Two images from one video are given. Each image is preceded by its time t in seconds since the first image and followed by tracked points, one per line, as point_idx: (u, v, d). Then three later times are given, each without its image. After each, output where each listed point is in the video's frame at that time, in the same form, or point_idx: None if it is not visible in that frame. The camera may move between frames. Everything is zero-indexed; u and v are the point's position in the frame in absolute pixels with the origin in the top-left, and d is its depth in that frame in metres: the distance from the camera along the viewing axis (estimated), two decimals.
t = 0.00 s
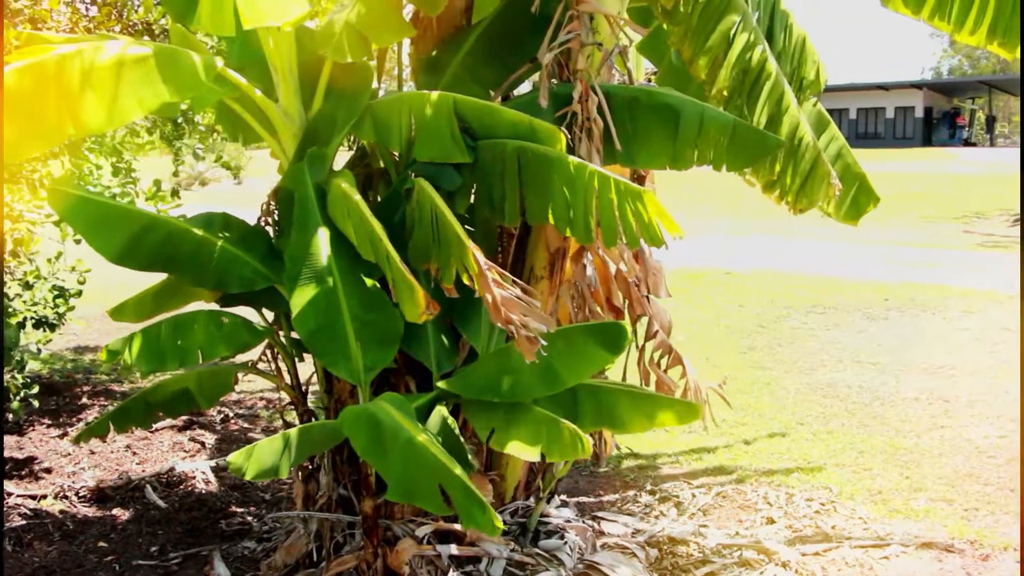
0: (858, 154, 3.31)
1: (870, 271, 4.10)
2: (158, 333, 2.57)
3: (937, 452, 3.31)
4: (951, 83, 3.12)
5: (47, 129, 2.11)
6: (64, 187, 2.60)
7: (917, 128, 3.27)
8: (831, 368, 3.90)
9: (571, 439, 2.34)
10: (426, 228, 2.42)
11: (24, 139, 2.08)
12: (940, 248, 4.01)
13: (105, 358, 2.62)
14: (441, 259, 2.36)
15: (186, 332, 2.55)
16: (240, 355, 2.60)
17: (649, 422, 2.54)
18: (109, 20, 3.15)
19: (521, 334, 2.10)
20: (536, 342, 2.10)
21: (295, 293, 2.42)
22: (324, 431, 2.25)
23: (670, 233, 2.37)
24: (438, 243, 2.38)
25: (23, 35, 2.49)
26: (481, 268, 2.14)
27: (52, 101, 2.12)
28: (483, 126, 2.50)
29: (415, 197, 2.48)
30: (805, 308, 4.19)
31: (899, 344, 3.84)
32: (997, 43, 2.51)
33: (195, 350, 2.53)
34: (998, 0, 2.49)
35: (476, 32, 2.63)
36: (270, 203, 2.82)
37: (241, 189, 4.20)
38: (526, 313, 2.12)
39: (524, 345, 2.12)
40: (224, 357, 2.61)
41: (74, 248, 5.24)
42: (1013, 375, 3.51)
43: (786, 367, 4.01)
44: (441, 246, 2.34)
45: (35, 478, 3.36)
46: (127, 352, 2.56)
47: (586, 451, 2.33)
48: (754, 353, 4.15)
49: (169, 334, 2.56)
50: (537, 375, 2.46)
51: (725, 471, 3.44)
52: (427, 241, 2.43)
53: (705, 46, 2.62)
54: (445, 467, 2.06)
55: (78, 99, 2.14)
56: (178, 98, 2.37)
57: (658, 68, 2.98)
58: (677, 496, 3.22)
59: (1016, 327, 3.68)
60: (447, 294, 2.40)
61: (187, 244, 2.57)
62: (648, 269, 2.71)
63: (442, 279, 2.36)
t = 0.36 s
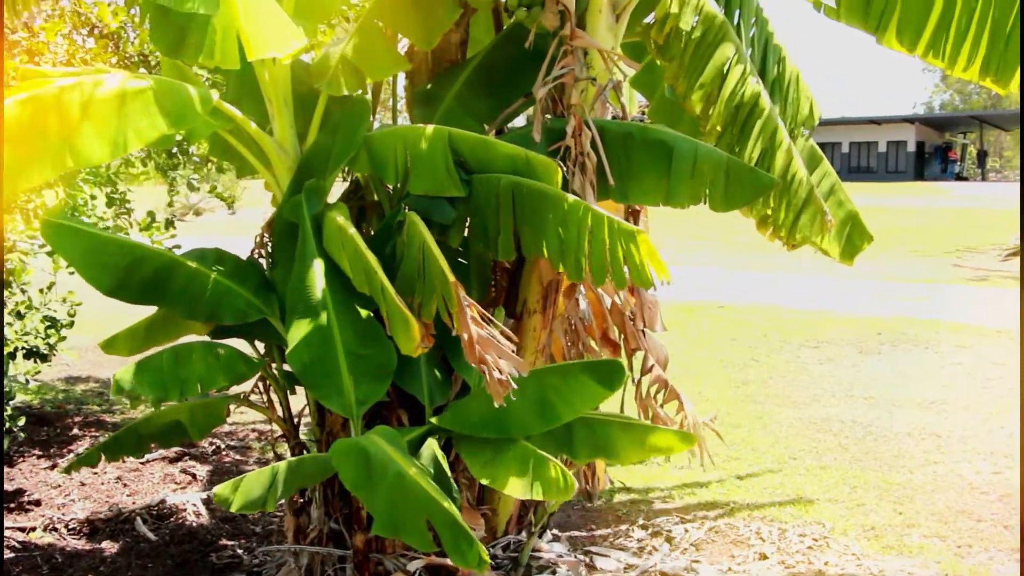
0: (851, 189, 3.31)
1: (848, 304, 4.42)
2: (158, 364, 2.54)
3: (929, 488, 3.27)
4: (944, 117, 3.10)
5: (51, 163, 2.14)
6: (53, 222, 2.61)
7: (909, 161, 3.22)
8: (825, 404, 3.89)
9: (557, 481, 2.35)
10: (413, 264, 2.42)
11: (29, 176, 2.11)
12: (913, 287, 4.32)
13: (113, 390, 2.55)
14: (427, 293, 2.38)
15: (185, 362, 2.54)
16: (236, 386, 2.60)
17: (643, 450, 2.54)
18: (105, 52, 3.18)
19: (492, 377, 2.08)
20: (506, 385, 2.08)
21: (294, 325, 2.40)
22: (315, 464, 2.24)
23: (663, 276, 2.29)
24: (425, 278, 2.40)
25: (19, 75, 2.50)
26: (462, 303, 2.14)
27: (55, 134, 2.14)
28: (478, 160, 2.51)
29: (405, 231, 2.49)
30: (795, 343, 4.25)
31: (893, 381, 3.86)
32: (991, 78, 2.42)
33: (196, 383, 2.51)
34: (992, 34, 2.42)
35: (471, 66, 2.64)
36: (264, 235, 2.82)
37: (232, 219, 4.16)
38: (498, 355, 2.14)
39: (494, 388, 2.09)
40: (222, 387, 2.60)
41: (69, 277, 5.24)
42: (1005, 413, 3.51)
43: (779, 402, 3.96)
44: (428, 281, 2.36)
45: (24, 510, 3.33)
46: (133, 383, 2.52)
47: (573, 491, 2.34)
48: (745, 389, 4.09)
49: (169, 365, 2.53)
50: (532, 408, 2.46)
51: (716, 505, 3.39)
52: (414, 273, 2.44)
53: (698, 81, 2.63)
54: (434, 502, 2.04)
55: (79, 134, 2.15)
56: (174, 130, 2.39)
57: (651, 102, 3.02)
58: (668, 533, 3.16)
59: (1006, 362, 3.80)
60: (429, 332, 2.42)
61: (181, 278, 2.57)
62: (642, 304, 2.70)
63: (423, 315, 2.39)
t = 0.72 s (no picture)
0: (846, 214, 3.32)
1: (853, 330, 4.30)
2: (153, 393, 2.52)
3: (928, 514, 3.26)
4: (940, 142, 3.11)
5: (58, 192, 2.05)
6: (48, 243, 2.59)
7: (906, 186, 3.19)
8: (824, 429, 3.88)
9: (570, 497, 2.36)
10: (421, 290, 2.46)
11: (37, 203, 2.01)
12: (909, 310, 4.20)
13: (106, 418, 2.54)
14: (437, 319, 2.40)
15: (181, 391, 2.52)
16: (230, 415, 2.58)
17: (640, 483, 2.51)
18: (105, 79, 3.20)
19: (517, 398, 2.11)
20: (530, 404, 2.11)
21: (296, 355, 2.42)
22: (308, 492, 2.22)
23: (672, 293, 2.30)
24: (434, 303, 2.42)
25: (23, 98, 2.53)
26: (477, 328, 2.17)
27: (62, 162, 2.08)
28: (477, 188, 2.51)
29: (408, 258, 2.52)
30: (794, 366, 4.22)
31: (893, 406, 3.84)
32: (988, 104, 2.41)
33: (192, 412, 2.49)
34: (987, 59, 2.41)
35: (468, 93, 2.66)
36: (262, 262, 2.83)
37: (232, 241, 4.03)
38: (520, 375, 2.17)
39: (520, 409, 2.13)
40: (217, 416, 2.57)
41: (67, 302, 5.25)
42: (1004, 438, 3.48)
43: (777, 427, 3.95)
44: (438, 307, 2.38)
45: (19, 537, 3.33)
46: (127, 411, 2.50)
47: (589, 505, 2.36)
48: (744, 412, 4.10)
49: (164, 395, 2.51)
50: (535, 435, 2.46)
51: (715, 531, 3.44)
52: (423, 301, 2.49)
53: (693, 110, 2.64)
54: (424, 538, 2.06)
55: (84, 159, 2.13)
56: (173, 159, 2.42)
57: (647, 129, 3.03)
58: (666, 558, 3.22)
59: (1004, 387, 3.71)
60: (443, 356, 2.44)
61: (179, 304, 2.57)
62: (640, 330, 2.70)
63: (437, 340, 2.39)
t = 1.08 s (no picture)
0: (839, 238, 3.34)
1: (848, 355, 4.34)
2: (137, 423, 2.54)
3: (925, 541, 3.30)
4: (934, 167, 3.13)
5: (50, 214, 2.05)
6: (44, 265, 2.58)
7: (900, 211, 3.21)
8: (819, 455, 3.88)
9: (570, 526, 2.31)
10: (423, 315, 2.49)
11: (30, 226, 2.01)
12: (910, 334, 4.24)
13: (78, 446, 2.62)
14: (443, 343, 2.41)
15: (164, 423, 2.53)
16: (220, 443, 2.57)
17: (637, 512, 2.50)
18: (103, 103, 3.19)
19: (537, 412, 2.14)
20: (551, 417, 2.14)
21: (295, 383, 2.47)
22: (303, 520, 2.22)
23: (670, 318, 2.35)
24: (437, 327, 2.44)
25: (17, 123, 2.52)
26: (488, 349, 2.18)
27: (56, 185, 2.09)
28: (474, 215, 2.52)
29: (408, 285, 2.55)
30: (790, 393, 4.25)
31: (889, 432, 3.86)
32: (982, 133, 2.44)
33: (173, 440, 2.50)
34: (980, 90, 2.43)
35: (465, 119, 2.67)
36: (258, 288, 2.83)
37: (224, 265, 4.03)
38: (537, 390, 2.18)
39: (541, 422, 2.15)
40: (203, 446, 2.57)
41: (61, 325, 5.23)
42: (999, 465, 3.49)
43: (772, 453, 3.95)
44: (443, 332, 2.39)
45: (10, 564, 3.31)
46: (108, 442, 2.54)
47: (587, 535, 2.31)
48: (740, 439, 4.08)
49: (147, 426, 2.53)
50: (530, 464, 2.46)
51: (711, 559, 3.42)
52: (425, 327, 2.50)
53: (690, 134, 2.69)
54: (417, 561, 2.01)
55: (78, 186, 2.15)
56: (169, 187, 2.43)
57: (642, 154, 3.03)
58: None
59: (999, 414, 3.75)
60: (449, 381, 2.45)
61: (175, 328, 2.56)
62: (638, 357, 2.74)
63: (445, 365, 2.40)
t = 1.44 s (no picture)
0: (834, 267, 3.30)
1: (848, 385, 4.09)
2: (136, 453, 2.49)
3: None
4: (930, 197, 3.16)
5: (44, 246, 2.09)
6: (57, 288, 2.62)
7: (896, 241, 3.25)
8: (817, 487, 3.92)
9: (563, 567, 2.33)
10: (423, 348, 2.49)
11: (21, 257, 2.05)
12: (904, 364, 4.00)
13: (83, 477, 2.50)
14: (444, 377, 2.41)
15: (165, 454, 2.49)
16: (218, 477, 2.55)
17: (635, 549, 2.52)
18: (102, 135, 3.20)
19: (541, 440, 2.15)
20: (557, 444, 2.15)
21: (292, 417, 2.43)
22: (301, 554, 2.20)
23: (671, 349, 2.30)
24: (438, 360, 2.44)
25: (21, 149, 2.57)
26: (490, 380, 2.18)
27: (48, 218, 2.12)
28: (472, 248, 2.54)
29: (407, 318, 2.55)
30: (788, 426, 4.12)
31: (889, 462, 3.84)
32: (976, 169, 2.36)
33: (175, 471, 2.46)
34: (975, 125, 2.38)
35: (463, 153, 2.68)
36: (256, 321, 2.83)
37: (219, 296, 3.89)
38: (541, 418, 2.19)
39: (546, 450, 2.16)
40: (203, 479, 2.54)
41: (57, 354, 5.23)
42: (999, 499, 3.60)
43: (771, 486, 3.97)
44: (444, 364, 2.39)
45: None
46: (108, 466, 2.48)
47: None
48: (737, 471, 4.07)
49: (148, 457, 2.47)
50: (530, 494, 2.45)
51: None
52: (425, 359, 2.50)
53: (687, 168, 2.69)
54: None
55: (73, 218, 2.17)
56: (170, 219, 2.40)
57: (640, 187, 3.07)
58: None
59: (999, 446, 3.72)
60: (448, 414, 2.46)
61: (175, 360, 2.56)
62: (633, 393, 2.73)
63: (446, 398, 2.40)
